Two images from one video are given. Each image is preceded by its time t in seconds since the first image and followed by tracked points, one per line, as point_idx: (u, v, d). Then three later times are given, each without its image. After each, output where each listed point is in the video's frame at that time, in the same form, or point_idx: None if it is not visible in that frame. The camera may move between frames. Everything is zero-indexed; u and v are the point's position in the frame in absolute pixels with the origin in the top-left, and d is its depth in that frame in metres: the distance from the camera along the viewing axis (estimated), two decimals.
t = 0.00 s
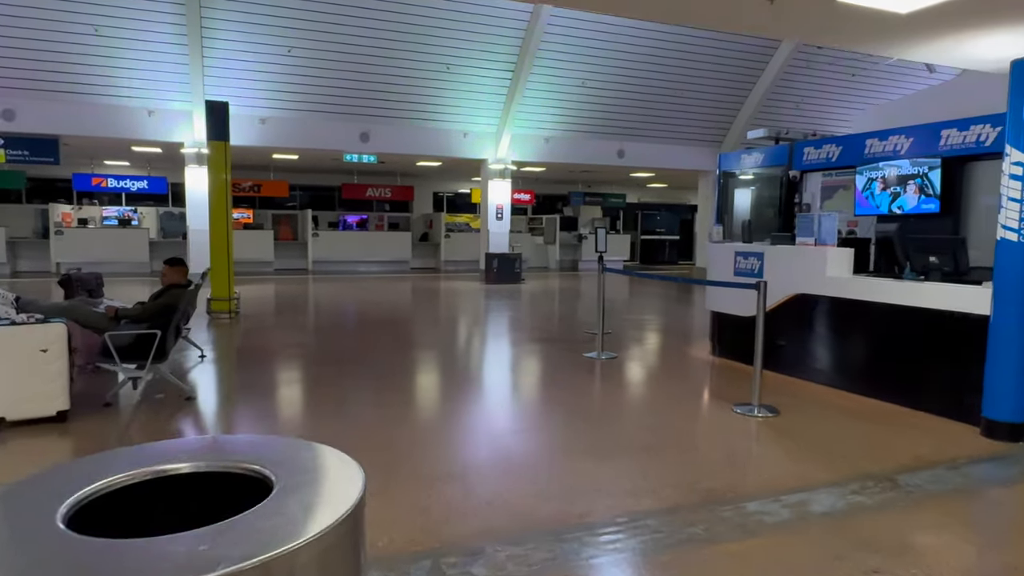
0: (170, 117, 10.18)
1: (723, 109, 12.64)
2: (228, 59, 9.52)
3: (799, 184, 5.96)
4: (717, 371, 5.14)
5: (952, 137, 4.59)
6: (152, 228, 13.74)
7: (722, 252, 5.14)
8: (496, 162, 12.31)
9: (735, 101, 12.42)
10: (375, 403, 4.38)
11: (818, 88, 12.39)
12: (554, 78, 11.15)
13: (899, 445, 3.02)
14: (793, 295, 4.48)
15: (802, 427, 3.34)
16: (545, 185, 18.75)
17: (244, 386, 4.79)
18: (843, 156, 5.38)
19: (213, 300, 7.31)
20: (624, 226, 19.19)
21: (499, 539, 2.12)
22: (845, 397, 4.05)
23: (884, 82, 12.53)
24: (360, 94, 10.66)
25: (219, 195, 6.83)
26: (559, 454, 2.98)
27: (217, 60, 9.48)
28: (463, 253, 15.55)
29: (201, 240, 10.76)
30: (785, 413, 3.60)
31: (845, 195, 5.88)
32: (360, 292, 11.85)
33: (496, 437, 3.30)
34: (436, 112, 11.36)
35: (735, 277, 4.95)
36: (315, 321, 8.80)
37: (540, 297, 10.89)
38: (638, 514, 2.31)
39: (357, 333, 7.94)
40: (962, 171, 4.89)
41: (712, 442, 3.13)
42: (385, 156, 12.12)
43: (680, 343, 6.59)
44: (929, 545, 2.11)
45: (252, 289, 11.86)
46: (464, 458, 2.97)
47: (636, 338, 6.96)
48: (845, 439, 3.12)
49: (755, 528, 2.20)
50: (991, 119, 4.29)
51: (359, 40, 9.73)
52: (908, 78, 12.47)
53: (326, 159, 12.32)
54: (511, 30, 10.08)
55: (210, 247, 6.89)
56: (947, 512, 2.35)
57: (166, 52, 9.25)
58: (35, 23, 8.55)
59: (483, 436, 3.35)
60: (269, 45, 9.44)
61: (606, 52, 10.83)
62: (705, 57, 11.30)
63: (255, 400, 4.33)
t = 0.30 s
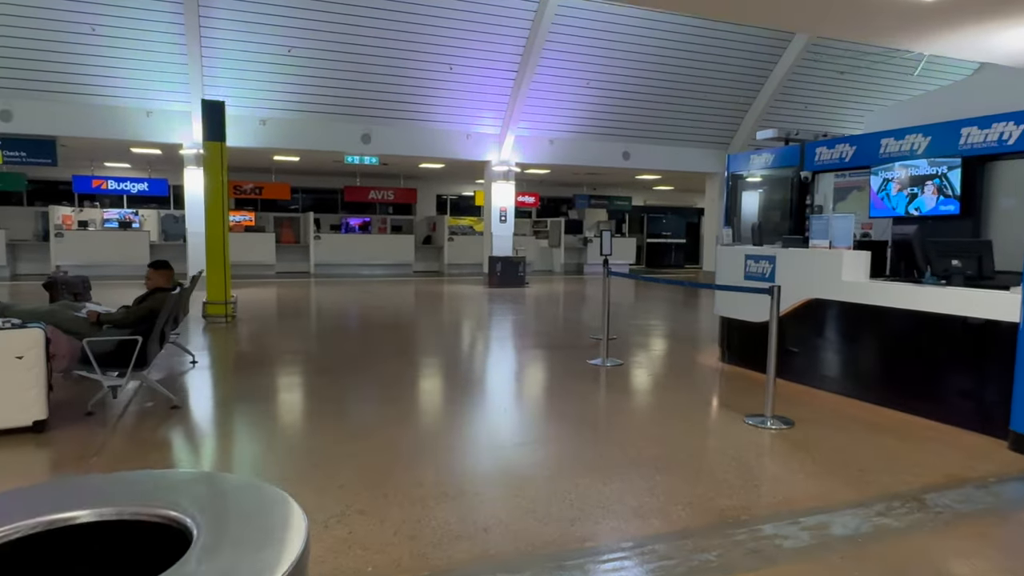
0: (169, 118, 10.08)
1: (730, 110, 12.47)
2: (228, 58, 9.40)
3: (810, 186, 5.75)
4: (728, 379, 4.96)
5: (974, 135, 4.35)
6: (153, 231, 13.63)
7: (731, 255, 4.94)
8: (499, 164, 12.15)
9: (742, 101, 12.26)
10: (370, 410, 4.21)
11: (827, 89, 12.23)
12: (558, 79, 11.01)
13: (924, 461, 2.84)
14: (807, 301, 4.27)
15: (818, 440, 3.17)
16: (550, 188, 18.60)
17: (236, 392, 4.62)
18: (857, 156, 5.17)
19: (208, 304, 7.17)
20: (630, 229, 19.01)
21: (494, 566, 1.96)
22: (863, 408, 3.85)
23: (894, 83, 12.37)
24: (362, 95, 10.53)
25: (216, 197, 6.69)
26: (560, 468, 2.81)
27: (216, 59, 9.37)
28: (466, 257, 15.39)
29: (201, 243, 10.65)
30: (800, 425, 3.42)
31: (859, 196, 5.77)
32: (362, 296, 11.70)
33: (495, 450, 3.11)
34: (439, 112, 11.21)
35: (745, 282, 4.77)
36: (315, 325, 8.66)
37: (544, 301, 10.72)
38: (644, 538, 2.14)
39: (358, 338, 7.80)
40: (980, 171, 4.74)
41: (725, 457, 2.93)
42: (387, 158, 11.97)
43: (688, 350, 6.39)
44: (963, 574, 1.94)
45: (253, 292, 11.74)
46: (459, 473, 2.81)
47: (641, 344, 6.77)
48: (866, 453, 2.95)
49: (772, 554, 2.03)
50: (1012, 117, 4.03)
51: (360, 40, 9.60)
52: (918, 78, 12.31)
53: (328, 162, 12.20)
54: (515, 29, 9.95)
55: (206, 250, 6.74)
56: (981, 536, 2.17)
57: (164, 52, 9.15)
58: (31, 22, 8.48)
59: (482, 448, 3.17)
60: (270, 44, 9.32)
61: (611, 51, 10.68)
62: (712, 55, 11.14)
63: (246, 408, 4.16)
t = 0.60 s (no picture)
0: (162, 118, 9.94)
1: (734, 109, 12.29)
2: (223, 58, 9.24)
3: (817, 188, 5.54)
4: (733, 387, 4.79)
5: (989, 133, 4.24)
6: (149, 233, 13.46)
7: (737, 258, 4.76)
8: (499, 164, 11.98)
9: (746, 100, 12.09)
10: (361, 418, 4.05)
11: (833, 88, 12.06)
12: (559, 77, 10.83)
13: (946, 479, 2.66)
14: (814, 306, 4.09)
15: (832, 455, 2.99)
16: (552, 189, 18.43)
17: (222, 400, 4.46)
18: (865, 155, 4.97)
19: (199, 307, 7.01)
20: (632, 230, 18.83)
21: None
22: (875, 419, 3.67)
23: (901, 81, 12.19)
24: (359, 94, 10.37)
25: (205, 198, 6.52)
26: (555, 487, 2.64)
27: (210, 59, 9.21)
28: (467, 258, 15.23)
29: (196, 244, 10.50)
30: (812, 438, 3.24)
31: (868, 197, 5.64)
32: (360, 298, 11.55)
33: (486, 466, 2.94)
34: (438, 113, 11.04)
35: (751, 286, 4.58)
36: (311, 328, 8.50)
37: (545, 303, 10.56)
38: (646, 569, 1.96)
39: (354, 341, 7.63)
40: (996, 168, 4.52)
41: (732, 474, 2.75)
42: (386, 159, 11.81)
43: (692, 355, 6.21)
44: None
45: (250, 294, 11.59)
46: (447, 491, 2.63)
47: (643, 349, 6.59)
48: (883, 470, 2.76)
49: None
50: None
51: (357, 38, 9.43)
52: (925, 76, 12.13)
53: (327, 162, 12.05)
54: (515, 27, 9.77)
55: (196, 252, 6.58)
56: (1014, 566, 1.99)
57: (158, 51, 8.99)
58: (20, 23, 8.32)
59: (473, 463, 3.00)
60: (265, 43, 9.16)
61: (613, 49, 10.50)
62: (715, 54, 10.97)
63: (229, 417, 4.00)
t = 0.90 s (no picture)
0: (154, 116, 9.78)
1: (735, 107, 12.16)
2: (215, 55, 9.08)
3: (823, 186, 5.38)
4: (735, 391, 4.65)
5: (1005, 129, 4.18)
6: (143, 233, 13.31)
7: (742, 259, 4.59)
8: (498, 164, 11.82)
9: (748, 98, 11.96)
10: (350, 424, 3.89)
11: (836, 87, 11.95)
12: (558, 74, 10.69)
13: (969, 494, 2.50)
14: (819, 309, 3.94)
15: (845, 467, 2.83)
16: (550, 189, 18.29)
17: (207, 406, 4.30)
18: (875, 152, 4.88)
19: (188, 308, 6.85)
20: (632, 231, 18.71)
21: None
22: (885, 426, 3.52)
23: (904, 79, 12.08)
24: (355, 92, 10.21)
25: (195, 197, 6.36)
26: (552, 501, 2.48)
27: (202, 56, 9.06)
28: (464, 258, 15.09)
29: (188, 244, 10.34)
30: (823, 448, 3.09)
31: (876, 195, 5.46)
32: (357, 299, 11.39)
33: (479, 477, 2.79)
34: (436, 111, 10.89)
35: (756, 289, 4.43)
36: (305, 331, 8.34)
37: (544, 305, 10.41)
38: None
39: (348, 343, 7.47)
40: (1011, 166, 4.39)
41: (739, 488, 2.59)
42: (382, 158, 11.66)
43: (694, 358, 6.05)
44: None
45: (245, 296, 11.43)
46: (435, 505, 2.47)
47: (644, 351, 6.43)
48: (901, 483, 2.61)
49: None
50: None
51: (353, 35, 9.27)
52: (929, 73, 12.02)
53: (322, 161, 11.90)
54: (514, 22, 9.61)
55: (185, 252, 6.42)
56: None
57: (149, 47, 8.83)
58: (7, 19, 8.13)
59: (464, 473, 2.85)
60: (258, 39, 9.00)
61: (613, 46, 10.36)
62: (716, 50, 10.83)
63: (213, 424, 3.83)
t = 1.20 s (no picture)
0: (145, 114, 9.59)
1: (735, 104, 12.01)
2: (207, 50, 8.89)
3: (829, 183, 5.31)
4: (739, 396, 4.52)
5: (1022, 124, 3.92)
6: (135, 232, 13.12)
7: (749, 259, 4.42)
8: (495, 162, 11.63)
9: (748, 96, 11.82)
10: (339, 433, 3.72)
11: (836, 84, 11.82)
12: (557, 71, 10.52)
13: (1002, 514, 2.33)
14: (829, 312, 3.80)
15: (867, 483, 2.66)
16: (548, 188, 18.13)
17: (193, 414, 4.12)
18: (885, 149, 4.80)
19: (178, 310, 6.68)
20: (631, 230, 18.57)
21: None
22: (899, 434, 3.37)
23: (906, 77, 11.93)
24: (350, 89, 10.03)
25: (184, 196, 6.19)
26: (554, 524, 2.30)
27: (193, 51, 8.87)
28: (461, 258, 14.92)
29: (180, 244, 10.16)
30: (841, 460, 2.92)
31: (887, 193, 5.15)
32: (353, 300, 11.22)
33: (474, 494, 2.62)
34: (432, 108, 10.72)
35: (763, 292, 4.28)
36: (298, 332, 8.17)
37: (542, 305, 10.24)
38: None
39: (342, 346, 7.30)
40: None
41: (752, 507, 2.43)
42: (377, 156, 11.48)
43: (697, 361, 5.88)
44: None
45: (239, 296, 11.24)
46: (428, 527, 2.29)
47: (645, 354, 6.26)
48: (929, 502, 2.43)
49: None
50: None
51: (348, 30, 9.09)
52: (931, 71, 11.89)
53: (317, 159, 11.71)
54: (512, 18, 9.43)
55: (174, 252, 6.25)
56: None
57: (139, 42, 8.63)
58: None
59: (458, 489, 2.68)
60: (250, 35, 8.81)
61: (612, 42, 10.20)
62: (717, 47, 10.67)
63: (197, 435, 3.67)
